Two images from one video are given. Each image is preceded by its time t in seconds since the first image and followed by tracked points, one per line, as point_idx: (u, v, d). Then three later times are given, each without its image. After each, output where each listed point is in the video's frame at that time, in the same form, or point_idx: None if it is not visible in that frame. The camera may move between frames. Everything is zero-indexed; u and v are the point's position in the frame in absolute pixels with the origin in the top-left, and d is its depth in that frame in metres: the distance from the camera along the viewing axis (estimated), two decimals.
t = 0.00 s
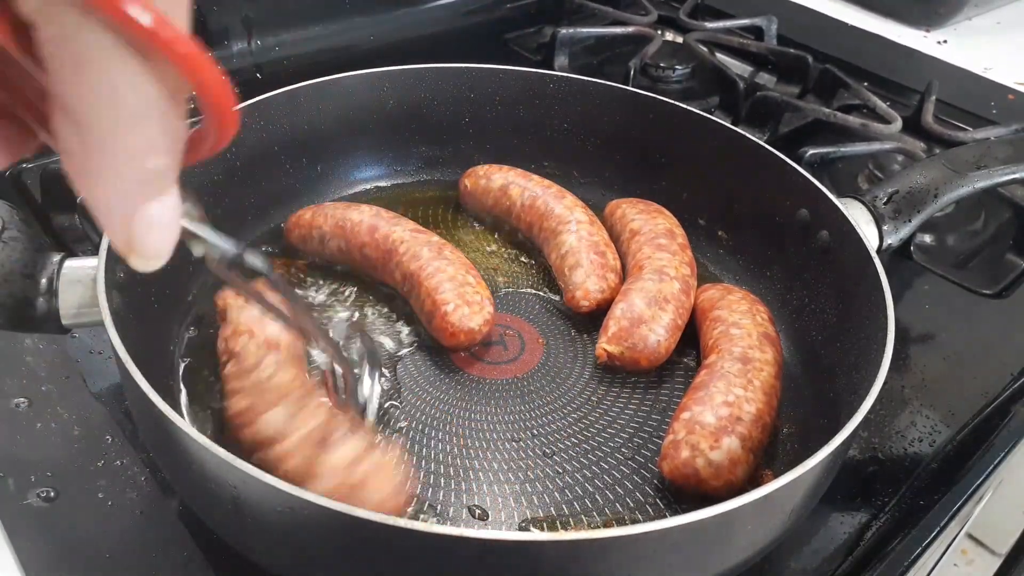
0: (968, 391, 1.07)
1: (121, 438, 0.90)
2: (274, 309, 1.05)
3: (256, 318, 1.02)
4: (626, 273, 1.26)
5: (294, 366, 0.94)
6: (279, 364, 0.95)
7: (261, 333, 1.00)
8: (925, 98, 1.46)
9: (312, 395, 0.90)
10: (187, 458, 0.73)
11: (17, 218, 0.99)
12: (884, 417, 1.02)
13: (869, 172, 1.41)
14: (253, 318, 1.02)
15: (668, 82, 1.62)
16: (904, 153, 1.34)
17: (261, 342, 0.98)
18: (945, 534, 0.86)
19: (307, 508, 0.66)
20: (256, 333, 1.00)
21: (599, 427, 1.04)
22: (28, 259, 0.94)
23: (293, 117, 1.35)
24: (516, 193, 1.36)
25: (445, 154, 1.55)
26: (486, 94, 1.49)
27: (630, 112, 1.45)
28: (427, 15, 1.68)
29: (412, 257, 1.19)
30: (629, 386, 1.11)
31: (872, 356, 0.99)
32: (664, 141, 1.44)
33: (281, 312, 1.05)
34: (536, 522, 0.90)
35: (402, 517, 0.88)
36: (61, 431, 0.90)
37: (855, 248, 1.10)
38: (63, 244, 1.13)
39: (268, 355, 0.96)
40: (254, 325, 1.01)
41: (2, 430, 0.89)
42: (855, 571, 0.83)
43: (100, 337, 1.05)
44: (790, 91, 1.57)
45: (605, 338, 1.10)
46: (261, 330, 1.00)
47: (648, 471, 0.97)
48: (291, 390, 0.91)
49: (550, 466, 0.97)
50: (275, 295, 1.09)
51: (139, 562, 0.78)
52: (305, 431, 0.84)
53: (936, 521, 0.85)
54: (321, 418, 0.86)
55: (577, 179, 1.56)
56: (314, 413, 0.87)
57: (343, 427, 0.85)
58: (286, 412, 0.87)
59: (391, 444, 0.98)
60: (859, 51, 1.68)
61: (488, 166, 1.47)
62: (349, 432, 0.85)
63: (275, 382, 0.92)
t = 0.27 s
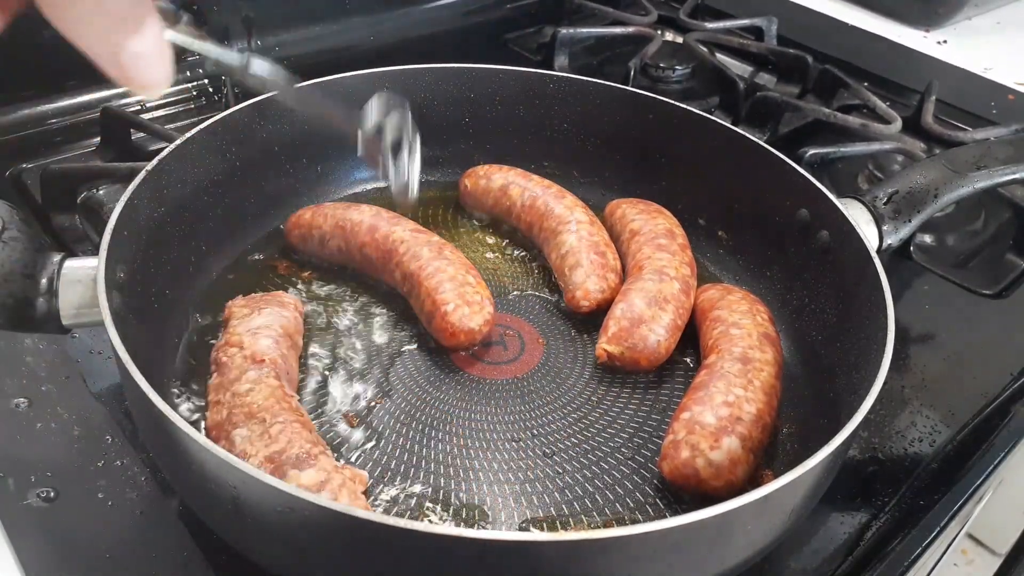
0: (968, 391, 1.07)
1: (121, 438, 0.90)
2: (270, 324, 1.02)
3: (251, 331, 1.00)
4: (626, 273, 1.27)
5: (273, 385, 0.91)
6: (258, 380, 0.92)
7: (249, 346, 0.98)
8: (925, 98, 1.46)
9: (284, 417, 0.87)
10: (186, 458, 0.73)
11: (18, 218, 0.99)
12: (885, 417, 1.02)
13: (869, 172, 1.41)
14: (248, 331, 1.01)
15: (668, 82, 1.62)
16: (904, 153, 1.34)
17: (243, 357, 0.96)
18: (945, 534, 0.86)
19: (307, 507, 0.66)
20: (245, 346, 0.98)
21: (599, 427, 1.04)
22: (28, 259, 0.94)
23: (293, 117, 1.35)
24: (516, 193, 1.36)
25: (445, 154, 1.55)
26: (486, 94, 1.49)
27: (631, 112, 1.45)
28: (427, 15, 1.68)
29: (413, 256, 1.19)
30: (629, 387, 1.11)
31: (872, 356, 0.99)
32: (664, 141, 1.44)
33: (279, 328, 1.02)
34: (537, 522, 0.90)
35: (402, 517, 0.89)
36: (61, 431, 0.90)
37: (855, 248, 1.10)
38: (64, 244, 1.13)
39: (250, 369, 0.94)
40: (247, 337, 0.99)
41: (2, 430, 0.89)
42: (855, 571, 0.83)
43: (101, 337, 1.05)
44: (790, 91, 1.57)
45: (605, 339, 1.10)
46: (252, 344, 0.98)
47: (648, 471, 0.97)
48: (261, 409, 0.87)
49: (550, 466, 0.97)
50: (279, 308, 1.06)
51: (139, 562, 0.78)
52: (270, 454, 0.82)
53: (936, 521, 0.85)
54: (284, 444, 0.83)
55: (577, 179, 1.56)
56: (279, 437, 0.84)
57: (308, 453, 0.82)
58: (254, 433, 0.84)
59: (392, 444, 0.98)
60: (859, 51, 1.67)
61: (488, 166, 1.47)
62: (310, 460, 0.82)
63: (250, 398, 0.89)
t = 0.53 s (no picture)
0: (968, 391, 1.07)
1: (121, 438, 0.90)
2: (269, 323, 1.02)
3: (250, 331, 1.00)
4: (626, 273, 1.27)
5: (271, 385, 0.91)
6: (256, 381, 0.92)
7: (247, 346, 0.98)
8: (925, 98, 1.46)
9: (282, 417, 0.87)
10: (187, 459, 0.73)
11: (17, 218, 0.98)
12: (884, 417, 1.02)
13: (869, 172, 1.41)
14: (246, 330, 1.01)
15: (668, 82, 1.62)
16: (904, 153, 1.34)
17: (241, 357, 0.96)
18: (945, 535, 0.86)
19: (308, 508, 0.66)
20: (244, 347, 0.97)
21: (599, 427, 1.04)
22: (27, 259, 0.94)
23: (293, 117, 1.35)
24: (516, 193, 1.36)
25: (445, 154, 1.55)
26: (487, 94, 1.48)
27: (630, 112, 1.45)
28: (427, 15, 1.68)
29: (412, 258, 1.18)
30: (629, 387, 1.11)
31: (872, 356, 0.99)
32: (664, 141, 1.44)
33: (278, 328, 1.02)
34: (537, 522, 0.90)
35: (402, 517, 0.89)
36: (61, 431, 0.90)
37: (855, 248, 1.10)
38: (64, 244, 1.13)
39: (249, 369, 0.94)
40: (244, 338, 0.99)
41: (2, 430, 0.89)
42: (854, 571, 0.83)
43: (100, 338, 1.05)
44: (790, 91, 1.57)
45: (605, 339, 1.10)
46: (251, 344, 0.98)
47: (648, 471, 0.97)
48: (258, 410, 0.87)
49: (550, 466, 0.97)
50: (277, 307, 1.06)
51: (139, 562, 0.78)
52: (269, 455, 0.82)
53: (936, 521, 0.85)
54: (282, 444, 0.83)
55: (577, 179, 1.56)
56: (277, 438, 0.84)
57: (306, 453, 0.82)
58: (252, 434, 0.85)
59: (396, 444, 0.98)
60: (859, 51, 1.67)
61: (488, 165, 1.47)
62: (308, 460, 0.82)
63: (248, 398, 0.89)
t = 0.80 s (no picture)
0: (968, 391, 1.07)
1: (121, 438, 0.90)
2: (258, 324, 1.02)
3: (239, 332, 1.01)
4: (626, 273, 1.26)
5: (258, 385, 0.91)
6: (244, 381, 0.92)
7: (236, 348, 0.98)
8: (925, 98, 1.46)
9: (274, 418, 0.87)
10: (187, 460, 0.73)
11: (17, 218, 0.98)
12: (885, 417, 1.02)
13: (869, 172, 1.41)
14: (235, 332, 1.01)
15: (668, 82, 1.62)
16: (904, 153, 1.34)
17: (228, 360, 0.95)
18: (946, 535, 0.86)
19: (308, 509, 0.66)
20: (232, 349, 0.97)
21: (599, 427, 1.04)
22: (27, 259, 0.94)
23: (293, 117, 1.35)
24: (516, 193, 1.36)
25: (445, 154, 1.55)
26: (486, 94, 1.48)
27: (630, 112, 1.45)
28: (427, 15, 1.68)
29: (334, 302, 1.10)
30: (629, 387, 1.11)
31: (872, 356, 0.99)
32: (664, 141, 1.44)
33: (267, 329, 1.03)
34: (537, 522, 0.90)
35: (402, 518, 0.88)
36: (61, 431, 0.90)
37: (855, 248, 1.10)
38: (64, 244, 1.13)
39: (235, 371, 0.93)
40: (232, 339, 0.99)
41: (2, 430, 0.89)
42: (855, 571, 0.82)
43: (100, 338, 1.04)
44: (790, 91, 1.57)
45: (605, 339, 1.10)
46: (238, 345, 0.98)
47: (648, 471, 0.97)
48: (250, 411, 0.87)
49: (550, 466, 0.97)
50: (268, 307, 1.06)
51: (139, 563, 0.78)
52: (261, 457, 0.81)
53: (936, 522, 0.85)
54: (274, 444, 0.83)
55: (577, 179, 1.56)
56: (269, 438, 0.83)
57: (299, 454, 0.82)
58: (242, 437, 0.84)
59: (396, 445, 0.98)
60: (859, 50, 1.67)
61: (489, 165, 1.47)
62: (300, 461, 0.81)
63: (237, 401, 0.89)
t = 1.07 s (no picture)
0: (968, 391, 1.07)
1: (121, 438, 0.90)
2: (256, 324, 1.02)
3: (237, 332, 1.00)
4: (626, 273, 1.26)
5: (258, 385, 0.91)
6: (242, 381, 0.91)
7: (234, 347, 0.97)
8: (925, 98, 1.46)
9: (273, 418, 0.86)
10: (187, 459, 0.73)
11: (17, 218, 0.98)
12: (885, 417, 1.02)
13: (870, 172, 1.41)
14: (233, 332, 1.00)
15: (668, 82, 1.62)
16: (904, 153, 1.34)
17: (226, 360, 0.95)
18: (946, 535, 0.86)
19: (308, 509, 0.66)
20: (230, 349, 0.97)
21: (599, 427, 1.04)
22: (27, 259, 0.94)
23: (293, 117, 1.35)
24: (516, 192, 1.36)
25: (444, 154, 1.55)
26: (486, 94, 1.48)
27: (630, 112, 1.45)
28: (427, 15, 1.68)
29: (333, 303, 1.08)
30: (629, 387, 1.11)
31: (872, 356, 0.99)
32: (664, 141, 1.44)
33: (266, 329, 1.02)
34: (537, 522, 0.90)
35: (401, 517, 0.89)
36: (61, 431, 0.90)
37: (855, 248, 1.09)
38: (64, 245, 1.13)
39: (234, 371, 0.93)
40: (231, 339, 0.99)
41: (2, 430, 0.89)
42: (855, 571, 0.82)
43: (100, 337, 1.04)
44: (790, 91, 1.57)
45: (606, 339, 1.10)
46: (236, 345, 0.97)
47: (648, 471, 0.97)
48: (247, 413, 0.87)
49: (550, 466, 0.97)
50: (267, 308, 1.06)
51: (139, 562, 0.78)
52: (260, 457, 0.82)
53: (936, 522, 0.85)
54: (274, 444, 0.82)
55: (577, 179, 1.56)
56: (268, 438, 0.83)
57: (296, 454, 0.82)
58: (242, 437, 0.84)
59: (396, 445, 0.98)
60: (859, 50, 1.67)
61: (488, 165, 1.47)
62: (299, 461, 0.81)
63: (235, 401, 0.88)
